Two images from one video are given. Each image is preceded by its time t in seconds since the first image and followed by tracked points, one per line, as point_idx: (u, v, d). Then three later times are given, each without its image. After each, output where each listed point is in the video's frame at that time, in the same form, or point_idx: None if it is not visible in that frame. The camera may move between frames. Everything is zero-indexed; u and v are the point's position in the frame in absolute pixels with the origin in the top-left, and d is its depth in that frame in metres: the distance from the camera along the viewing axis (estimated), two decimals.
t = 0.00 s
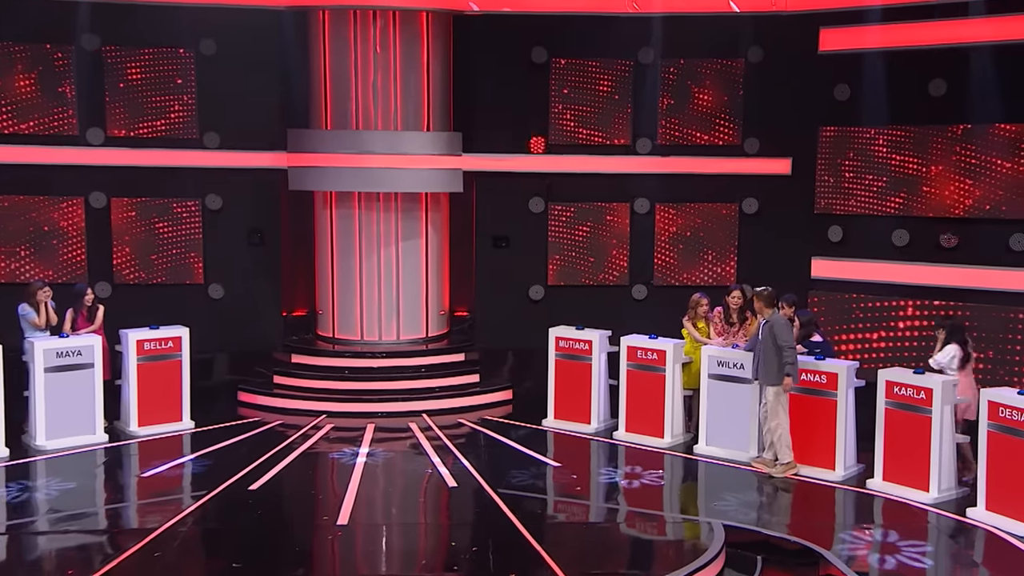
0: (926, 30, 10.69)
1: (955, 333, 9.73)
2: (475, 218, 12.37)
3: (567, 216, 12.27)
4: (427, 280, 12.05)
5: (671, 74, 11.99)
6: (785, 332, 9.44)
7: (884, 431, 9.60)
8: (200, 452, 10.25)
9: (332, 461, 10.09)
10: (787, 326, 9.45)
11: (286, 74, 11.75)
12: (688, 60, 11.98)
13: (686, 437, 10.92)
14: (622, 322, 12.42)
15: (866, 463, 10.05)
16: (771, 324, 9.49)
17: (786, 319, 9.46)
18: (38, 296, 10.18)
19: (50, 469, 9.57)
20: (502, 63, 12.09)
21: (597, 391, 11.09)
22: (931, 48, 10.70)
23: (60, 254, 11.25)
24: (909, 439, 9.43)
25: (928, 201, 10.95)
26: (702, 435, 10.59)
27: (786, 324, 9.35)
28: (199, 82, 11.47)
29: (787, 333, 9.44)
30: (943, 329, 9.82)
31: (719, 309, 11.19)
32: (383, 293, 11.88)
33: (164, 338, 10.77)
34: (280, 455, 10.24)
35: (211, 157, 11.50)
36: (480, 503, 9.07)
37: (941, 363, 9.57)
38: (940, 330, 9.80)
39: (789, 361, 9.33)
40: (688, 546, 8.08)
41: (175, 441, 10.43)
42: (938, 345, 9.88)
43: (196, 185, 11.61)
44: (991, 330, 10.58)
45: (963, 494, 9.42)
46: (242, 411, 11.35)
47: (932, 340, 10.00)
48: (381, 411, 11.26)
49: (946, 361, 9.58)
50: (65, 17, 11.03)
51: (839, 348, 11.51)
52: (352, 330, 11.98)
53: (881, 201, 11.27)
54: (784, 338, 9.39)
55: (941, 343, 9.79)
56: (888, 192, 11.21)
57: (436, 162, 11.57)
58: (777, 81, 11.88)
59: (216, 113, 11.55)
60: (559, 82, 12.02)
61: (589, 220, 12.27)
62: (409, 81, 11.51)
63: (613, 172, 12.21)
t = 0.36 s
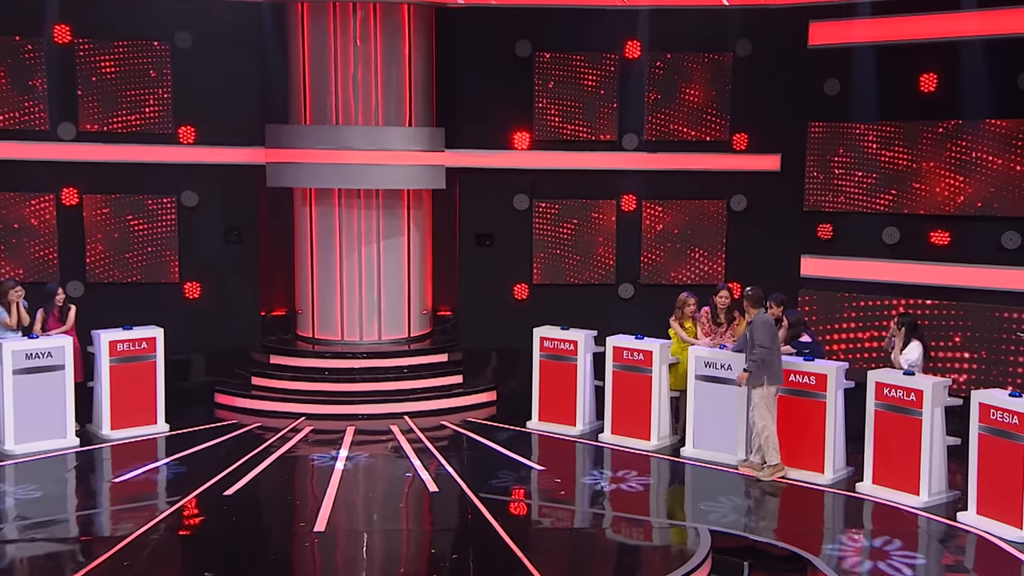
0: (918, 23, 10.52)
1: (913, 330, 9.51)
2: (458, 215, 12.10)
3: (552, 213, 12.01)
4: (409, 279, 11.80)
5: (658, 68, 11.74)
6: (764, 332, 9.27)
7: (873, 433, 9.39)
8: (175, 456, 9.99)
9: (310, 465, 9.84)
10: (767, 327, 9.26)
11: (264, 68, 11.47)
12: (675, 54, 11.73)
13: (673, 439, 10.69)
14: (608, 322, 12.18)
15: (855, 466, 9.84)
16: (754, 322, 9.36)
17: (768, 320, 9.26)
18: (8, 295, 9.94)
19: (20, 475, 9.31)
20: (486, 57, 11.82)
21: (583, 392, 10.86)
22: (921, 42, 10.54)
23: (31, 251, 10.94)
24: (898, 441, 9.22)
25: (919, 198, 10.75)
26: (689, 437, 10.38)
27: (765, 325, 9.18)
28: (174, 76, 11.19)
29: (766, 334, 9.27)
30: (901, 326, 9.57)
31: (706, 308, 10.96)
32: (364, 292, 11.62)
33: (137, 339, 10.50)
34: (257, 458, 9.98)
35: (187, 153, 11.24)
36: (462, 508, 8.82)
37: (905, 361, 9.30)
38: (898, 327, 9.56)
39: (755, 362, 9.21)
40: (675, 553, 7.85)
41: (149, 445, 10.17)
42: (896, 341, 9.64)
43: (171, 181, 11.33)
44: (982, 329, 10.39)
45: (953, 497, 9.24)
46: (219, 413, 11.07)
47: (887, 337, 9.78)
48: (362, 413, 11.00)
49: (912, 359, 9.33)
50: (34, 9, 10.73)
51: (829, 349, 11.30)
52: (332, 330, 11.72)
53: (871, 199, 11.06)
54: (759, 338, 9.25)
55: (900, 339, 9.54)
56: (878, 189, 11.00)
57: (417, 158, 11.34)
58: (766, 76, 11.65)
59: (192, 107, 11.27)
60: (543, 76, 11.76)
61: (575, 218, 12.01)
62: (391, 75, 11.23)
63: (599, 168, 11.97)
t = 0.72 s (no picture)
0: (919, 17, 10.32)
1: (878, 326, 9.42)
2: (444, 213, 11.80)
3: (540, 210, 11.72)
4: (394, 278, 11.53)
5: (648, 62, 11.50)
6: (748, 338, 8.98)
7: (867, 436, 9.16)
8: (152, 461, 9.71)
9: (291, 470, 9.56)
10: (751, 332, 8.97)
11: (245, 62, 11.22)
12: (666, 48, 11.49)
13: (664, 442, 10.46)
14: (598, 322, 11.92)
15: (849, 470, 9.61)
16: (738, 325, 9.06)
17: (751, 326, 8.95)
18: None
19: None
20: (473, 51, 11.51)
21: (571, 394, 10.63)
22: (914, 36, 10.38)
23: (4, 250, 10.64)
24: (893, 444, 8.99)
25: (914, 196, 10.52)
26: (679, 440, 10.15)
27: (749, 332, 8.88)
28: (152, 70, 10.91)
29: (750, 339, 8.99)
30: (866, 324, 9.48)
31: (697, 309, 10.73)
32: (347, 292, 11.35)
33: (113, 340, 10.25)
34: (237, 462, 9.72)
35: (165, 149, 10.96)
36: (447, 514, 8.57)
37: (874, 356, 9.19)
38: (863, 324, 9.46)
39: (739, 369, 8.99)
40: (666, 560, 7.61)
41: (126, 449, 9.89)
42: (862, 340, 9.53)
43: (149, 178, 11.04)
44: (978, 329, 10.18)
45: (949, 502, 9.00)
46: (199, 416, 10.81)
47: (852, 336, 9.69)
48: (345, 416, 10.74)
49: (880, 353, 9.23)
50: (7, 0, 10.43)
51: (823, 349, 11.08)
52: (315, 331, 11.45)
53: (864, 196, 10.83)
54: (742, 344, 8.98)
55: (866, 338, 9.45)
56: (872, 186, 10.77)
57: (403, 155, 11.07)
58: (759, 71, 11.44)
59: (171, 102, 10.99)
60: (531, 70, 11.49)
61: (564, 215, 11.74)
62: (375, 70, 11.01)
63: (588, 165, 11.71)
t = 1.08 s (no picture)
0: (914, 9, 10.03)
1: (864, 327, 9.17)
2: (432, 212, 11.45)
3: (531, 208, 11.40)
4: (380, 278, 11.23)
5: (641, 56, 11.22)
6: (738, 340, 8.71)
7: (864, 441, 8.89)
8: (130, 466, 9.41)
9: (272, 475, 9.26)
10: (741, 335, 8.69)
11: (226, 56, 10.91)
12: (659, 42, 11.21)
13: (656, 446, 10.19)
14: (589, 323, 11.63)
15: (845, 475, 9.34)
16: (729, 327, 8.80)
17: (741, 328, 8.67)
18: None
19: None
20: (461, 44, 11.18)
21: (562, 398, 10.35)
22: (914, 29, 10.07)
23: None
24: (891, 449, 8.72)
25: (913, 194, 10.25)
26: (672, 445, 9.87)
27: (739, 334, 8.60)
28: (130, 64, 10.59)
29: (741, 341, 8.71)
30: (851, 326, 9.22)
31: (690, 309, 10.45)
32: (332, 292, 11.05)
33: (90, 342, 9.94)
34: (217, 468, 9.41)
35: (144, 145, 10.64)
36: (434, 521, 8.27)
37: (864, 359, 8.94)
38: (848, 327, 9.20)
39: (731, 373, 8.72)
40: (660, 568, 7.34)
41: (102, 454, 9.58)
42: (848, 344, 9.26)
43: (127, 174, 10.71)
44: (979, 330, 9.91)
45: (948, 508, 8.73)
46: (179, 420, 10.53)
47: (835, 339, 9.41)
48: (329, 420, 10.44)
49: (871, 355, 8.98)
50: None
51: (819, 351, 10.81)
52: (299, 332, 11.15)
53: (861, 194, 10.57)
54: (732, 347, 8.71)
55: (852, 341, 9.18)
56: (869, 184, 10.50)
57: (388, 151, 10.78)
58: (754, 65, 11.16)
59: (149, 97, 10.68)
60: (521, 64, 11.19)
61: (555, 213, 11.43)
62: (360, 64, 10.74)
63: (579, 162, 11.41)
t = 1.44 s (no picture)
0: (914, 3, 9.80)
1: (860, 331, 8.96)
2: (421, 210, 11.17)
3: (523, 205, 11.11)
4: (369, 278, 10.94)
5: (636, 49, 10.93)
6: (732, 343, 8.48)
7: (864, 445, 8.62)
8: (109, 471, 9.12)
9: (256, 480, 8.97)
10: (734, 337, 8.46)
11: (209, 49, 10.62)
12: (654, 35, 10.92)
13: (651, 451, 9.90)
14: (583, 324, 11.34)
15: (845, 481, 9.07)
16: (722, 329, 8.56)
17: (734, 330, 8.44)
18: None
19: None
20: (451, 38, 10.90)
21: (555, 401, 10.08)
22: (915, 23, 9.83)
23: None
24: (892, 453, 8.45)
25: (914, 191, 9.99)
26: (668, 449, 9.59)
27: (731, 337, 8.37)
28: (110, 57, 10.30)
29: (734, 343, 8.48)
30: (847, 330, 9.00)
31: (686, 309, 10.17)
32: (318, 292, 10.76)
33: (68, 343, 9.67)
34: (200, 472, 9.12)
35: (124, 140, 10.35)
36: (422, 528, 7.99)
37: (861, 364, 8.74)
38: (844, 331, 8.98)
39: (724, 376, 8.50)
40: None
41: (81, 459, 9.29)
42: (843, 348, 9.06)
43: (108, 170, 10.42)
44: (982, 331, 9.64)
45: (951, 514, 8.46)
46: (161, 424, 10.25)
47: (830, 343, 9.20)
48: (315, 423, 10.16)
49: (868, 361, 8.79)
50: None
51: (818, 352, 10.55)
52: (285, 333, 10.86)
53: (860, 191, 10.31)
54: (725, 350, 8.48)
55: (848, 346, 8.97)
56: (870, 180, 10.23)
57: (377, 148, 10.51)
58: (751, 60, 10.89)
59: (130, 91, 10.38)
60: (513, 58, 10.90)
61: (548, 211, 11.13)
62: (348, 58, 10.46)
63: (573, 158, 11.12)
